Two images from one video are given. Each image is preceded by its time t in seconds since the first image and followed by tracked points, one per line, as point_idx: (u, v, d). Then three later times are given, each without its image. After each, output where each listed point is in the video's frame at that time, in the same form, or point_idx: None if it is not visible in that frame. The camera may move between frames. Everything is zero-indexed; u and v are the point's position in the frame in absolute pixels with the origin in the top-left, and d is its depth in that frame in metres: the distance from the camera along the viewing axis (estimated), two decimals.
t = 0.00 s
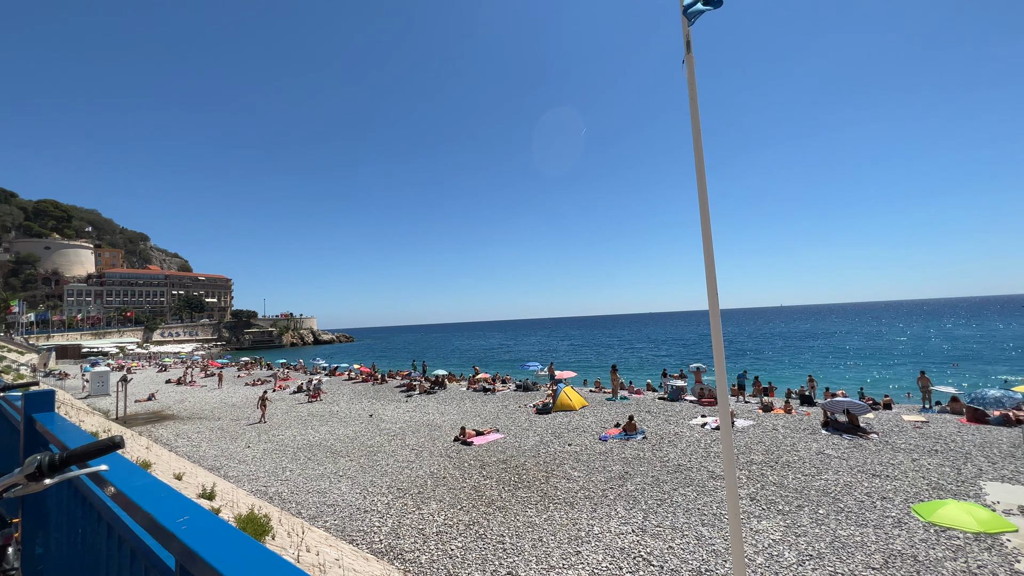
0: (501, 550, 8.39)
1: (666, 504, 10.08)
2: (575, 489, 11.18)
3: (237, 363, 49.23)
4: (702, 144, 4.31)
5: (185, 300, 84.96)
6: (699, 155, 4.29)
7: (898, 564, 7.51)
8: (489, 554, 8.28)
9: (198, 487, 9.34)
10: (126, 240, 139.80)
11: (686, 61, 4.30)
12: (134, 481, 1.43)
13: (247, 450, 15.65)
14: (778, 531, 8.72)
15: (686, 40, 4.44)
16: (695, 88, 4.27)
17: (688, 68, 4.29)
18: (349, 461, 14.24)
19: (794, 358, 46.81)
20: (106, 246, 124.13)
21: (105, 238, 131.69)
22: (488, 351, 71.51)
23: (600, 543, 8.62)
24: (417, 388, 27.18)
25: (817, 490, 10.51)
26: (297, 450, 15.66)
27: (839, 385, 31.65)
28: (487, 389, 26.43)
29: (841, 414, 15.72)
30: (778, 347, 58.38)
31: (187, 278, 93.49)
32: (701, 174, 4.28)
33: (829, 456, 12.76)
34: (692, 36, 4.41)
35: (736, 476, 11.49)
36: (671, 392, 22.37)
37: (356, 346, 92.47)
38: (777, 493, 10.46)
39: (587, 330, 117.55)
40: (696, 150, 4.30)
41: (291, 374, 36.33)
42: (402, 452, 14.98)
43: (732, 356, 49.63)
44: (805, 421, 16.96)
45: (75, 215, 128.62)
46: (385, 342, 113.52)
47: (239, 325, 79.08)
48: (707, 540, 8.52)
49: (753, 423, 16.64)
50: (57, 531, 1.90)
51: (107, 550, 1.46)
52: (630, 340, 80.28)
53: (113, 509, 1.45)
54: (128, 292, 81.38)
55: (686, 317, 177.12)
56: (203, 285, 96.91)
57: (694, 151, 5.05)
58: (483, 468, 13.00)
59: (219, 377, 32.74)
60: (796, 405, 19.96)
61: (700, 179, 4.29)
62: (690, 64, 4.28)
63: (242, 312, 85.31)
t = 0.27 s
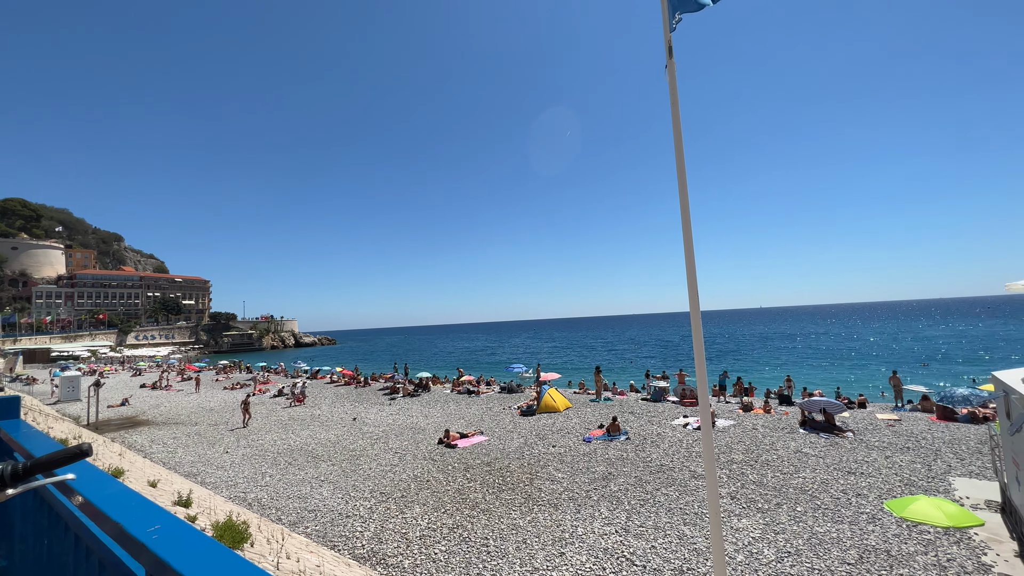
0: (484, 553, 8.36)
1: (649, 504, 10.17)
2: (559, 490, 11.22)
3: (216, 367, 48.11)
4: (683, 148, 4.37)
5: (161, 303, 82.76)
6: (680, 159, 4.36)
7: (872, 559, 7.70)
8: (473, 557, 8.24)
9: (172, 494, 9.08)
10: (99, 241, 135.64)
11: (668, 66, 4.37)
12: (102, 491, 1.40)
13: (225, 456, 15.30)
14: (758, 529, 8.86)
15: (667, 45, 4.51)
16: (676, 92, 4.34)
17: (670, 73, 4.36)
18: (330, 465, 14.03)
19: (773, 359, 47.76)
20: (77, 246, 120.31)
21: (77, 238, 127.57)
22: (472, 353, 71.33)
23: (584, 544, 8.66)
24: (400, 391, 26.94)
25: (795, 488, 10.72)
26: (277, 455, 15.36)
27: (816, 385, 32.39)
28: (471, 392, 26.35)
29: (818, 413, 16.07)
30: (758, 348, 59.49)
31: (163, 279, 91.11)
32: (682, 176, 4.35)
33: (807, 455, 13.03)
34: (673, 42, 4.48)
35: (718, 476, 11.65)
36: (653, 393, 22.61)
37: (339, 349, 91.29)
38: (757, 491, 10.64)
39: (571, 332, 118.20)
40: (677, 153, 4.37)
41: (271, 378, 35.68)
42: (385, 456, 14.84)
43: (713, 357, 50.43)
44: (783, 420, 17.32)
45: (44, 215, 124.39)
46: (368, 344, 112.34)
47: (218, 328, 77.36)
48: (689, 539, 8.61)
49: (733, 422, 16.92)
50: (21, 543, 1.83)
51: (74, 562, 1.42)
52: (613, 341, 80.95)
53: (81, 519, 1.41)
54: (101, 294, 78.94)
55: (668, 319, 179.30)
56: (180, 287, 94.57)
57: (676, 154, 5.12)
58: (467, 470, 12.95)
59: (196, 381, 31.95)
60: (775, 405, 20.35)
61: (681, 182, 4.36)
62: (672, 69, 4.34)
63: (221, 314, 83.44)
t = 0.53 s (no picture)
0: (466, 557, 8.32)
1: (629, 504, 10.28)
2: (540, 492, 11.24)
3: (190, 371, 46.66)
4: (661, 155, 4.45)
5: (132, 304, 80.02)
6: (659, 163, 4.43)
7: (844, 554, 7.94)
8: (453, 561, 8.19)
9: (143, 502, 8.78)
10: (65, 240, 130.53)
11: (647, 72, 4.44)
12: (62, 501, 1.46)
13: (198, 462, 14.89)
14: (733, 527, 9.06)
15: (646, 51, 4.56)
16: (655, 98, 4.40)
17: (650, 79, 4.43)
18: (309, 470, 13.80)
19: (750, 360, 48.71)
20: (42, 245, 115.61)
21: (41, 237, 122.58)
22: (454, 355, 70.95)
23: (566, 545, 8.68)
24: (381, 394, 26.61)
25: (771, 486, 10.95)
26: (253, 460, 15.03)
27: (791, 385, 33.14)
28: (453, 394, 26.19)
29: (793, 413, 16.43)
30: (735, 348, 60.68)
31: (134, 280, 88.34)
32: (660, 181, 4.43)
33: (782, 453, 13.34)
34: (651, 48, 4.55)
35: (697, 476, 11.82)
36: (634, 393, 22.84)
37: (318, 351, 89.72)
38: (735, 489, 10.85)
39: (553, 334, 118.72)
40: (656, 158, 4.44)
41: (248, 381, 34.84)
42: (365, 460, 14.61)
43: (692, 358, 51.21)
44: (760, 419, 17.67)
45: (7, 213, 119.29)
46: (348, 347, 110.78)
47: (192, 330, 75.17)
48: (669, 538, 8.73)
49: (712, 422, 17.21)
50: None
51: None
52: (595, 343, 81.54)
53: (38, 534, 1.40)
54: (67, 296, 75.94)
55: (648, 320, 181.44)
56: (152, 289, 91.72)
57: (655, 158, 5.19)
58: (449, 473, 12.87)
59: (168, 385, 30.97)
60: (752, 405, 20.76)
61: (659, 189, 4.44)
62: (651, 76, 4.41)
63: (195, 316, 81.13)
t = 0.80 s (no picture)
0: (444, 560, 8.25)
1: (607, 504, 10.37)
2: (519, 494, 11.24)
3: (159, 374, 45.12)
4: (638, 160, 4.52)
5: (98, 305, 77.01)
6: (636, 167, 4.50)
7: (813, 548, 8.19)
8: (432, 564, 8.12)
9: (107, 512, 8.44)
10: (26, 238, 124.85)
11: (624, 77, 4.50)
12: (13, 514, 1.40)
13: (167, 468, 14.42)
14: (709, 524, 9.25)
15: (623, 57, 4.62)
16: (632, 103, 4.47)
17: (627, 84, 4.49)
18: (284, 475, 13.50)
19: (726, 361, 49.70)
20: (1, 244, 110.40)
21: None
22: (434, 357, 70.51)
23: (545, 546, 8.70)
24: (359, 397, 26.25)
25: (745, 484, 11.21)
26: (225, 465, 14.62)
27: (765, 385, 33.97)
28: (432, 396, 26.02)
29: (766, 412, 16.86)
30: (711, 349, 61.94)
31: (100, 280, 85.09)
32: (637, 185, 4.49)
33: (755, 451, 13.67)
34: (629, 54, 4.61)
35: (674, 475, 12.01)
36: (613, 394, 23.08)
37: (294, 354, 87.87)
38: (710, 488, 11.06)
39: (533, 335, 118.98)
40: (633, 161, 4.50)
41: (221, 385, 33.91)
42: (341, 464, 14.38)
43: (670, 359, 52.04)
44: (735, 419, 18.05)
45: None
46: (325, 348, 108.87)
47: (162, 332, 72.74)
48: (646, 537, 8.84)
49: (688, 422, 17.51)
50: None
51: None
52: (575, 344, 82.16)
53: None
54: (28, 296, 72.60)
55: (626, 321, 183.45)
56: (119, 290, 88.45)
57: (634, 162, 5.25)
58: (427, 476, 12.76)
59: (136, 389, 29.89)
60: (727, 404, 21.22)
61: (637, 193, 4.51)
62: (629, 82, 4.47)
63: (165, 318, 78.59)
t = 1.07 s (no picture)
0: (421, 564, 8.18)
1: (584, 505, 10.45)
2: (496, 495, 11.22)
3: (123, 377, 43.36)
4: (615, 164, 4.58)
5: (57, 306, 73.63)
6: (613, 170, 4.57)
7: (782, 544, 8.43)
8: (407, 568, 8.03)
9: (65, 522, 8.08)
10: None
11: (602, 82, 4.56)
12: None
13: (130, 476, 13.88)
14: (683, 522, 9.42)
15: (601, 61, 4.68)
16: (610, 108, 4.53)
17: (604, 88, 4.55)
18: (255, 481, 13.15)
19: (700, 362, 50.74)
20: None
21: None
22: (411, 359, 69.88)
23: (521, 548, 8.71)
24: (334, 400, 25.79)
25: (718, 482, 11.46)
26: (194, 472, 14.17)
27: (737, 385, 34.79)
28: (409, 399, 25.76)
29: (738, 411, 17.28)
30: (686, 351, 63.22)
31: (60, 280, 81.45)
32: (614, 189, 4.55)
33: (728, 450, 13.98)
34: (606, 59, 4.68)
35: (649, 475, 12.20)
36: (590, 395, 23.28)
37: (267, 357, 85.76)
38: (684, 486, 11.27)
39: (512, 337, 119.10)
40: (610, 165, 4.56)
41: (189, 389, 32.81)
42: (316, 468, 14.11)
43: (646, 360, 52.83)
44: (708, 418, 18.44)
45: None
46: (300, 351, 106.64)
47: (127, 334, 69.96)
48: (622, 537, 8.94)
49: (663, 422, 17.81)
50: None
51: None
52: (553, 346, 82.64)
53: None
54: None
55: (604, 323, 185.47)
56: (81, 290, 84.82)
57: (612, 165, 5.30)
58: (404, 480, 12.63)
59: (99, 394, 28.67)
60: (701, 404, 21.66)
61: (614, 197, 4.57)
62: (606, 86, 4.53)
63: (131, 319, 75.69)
